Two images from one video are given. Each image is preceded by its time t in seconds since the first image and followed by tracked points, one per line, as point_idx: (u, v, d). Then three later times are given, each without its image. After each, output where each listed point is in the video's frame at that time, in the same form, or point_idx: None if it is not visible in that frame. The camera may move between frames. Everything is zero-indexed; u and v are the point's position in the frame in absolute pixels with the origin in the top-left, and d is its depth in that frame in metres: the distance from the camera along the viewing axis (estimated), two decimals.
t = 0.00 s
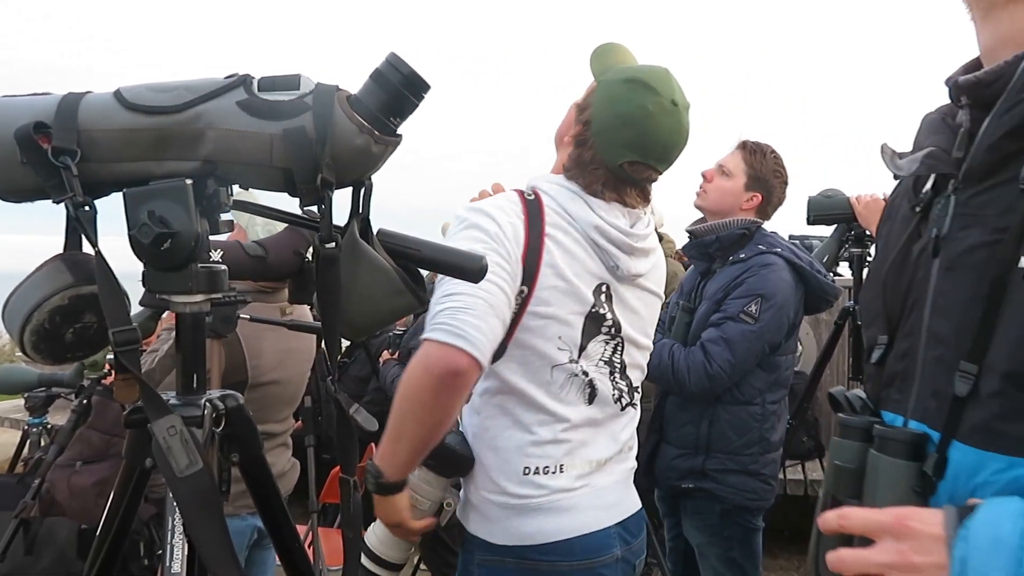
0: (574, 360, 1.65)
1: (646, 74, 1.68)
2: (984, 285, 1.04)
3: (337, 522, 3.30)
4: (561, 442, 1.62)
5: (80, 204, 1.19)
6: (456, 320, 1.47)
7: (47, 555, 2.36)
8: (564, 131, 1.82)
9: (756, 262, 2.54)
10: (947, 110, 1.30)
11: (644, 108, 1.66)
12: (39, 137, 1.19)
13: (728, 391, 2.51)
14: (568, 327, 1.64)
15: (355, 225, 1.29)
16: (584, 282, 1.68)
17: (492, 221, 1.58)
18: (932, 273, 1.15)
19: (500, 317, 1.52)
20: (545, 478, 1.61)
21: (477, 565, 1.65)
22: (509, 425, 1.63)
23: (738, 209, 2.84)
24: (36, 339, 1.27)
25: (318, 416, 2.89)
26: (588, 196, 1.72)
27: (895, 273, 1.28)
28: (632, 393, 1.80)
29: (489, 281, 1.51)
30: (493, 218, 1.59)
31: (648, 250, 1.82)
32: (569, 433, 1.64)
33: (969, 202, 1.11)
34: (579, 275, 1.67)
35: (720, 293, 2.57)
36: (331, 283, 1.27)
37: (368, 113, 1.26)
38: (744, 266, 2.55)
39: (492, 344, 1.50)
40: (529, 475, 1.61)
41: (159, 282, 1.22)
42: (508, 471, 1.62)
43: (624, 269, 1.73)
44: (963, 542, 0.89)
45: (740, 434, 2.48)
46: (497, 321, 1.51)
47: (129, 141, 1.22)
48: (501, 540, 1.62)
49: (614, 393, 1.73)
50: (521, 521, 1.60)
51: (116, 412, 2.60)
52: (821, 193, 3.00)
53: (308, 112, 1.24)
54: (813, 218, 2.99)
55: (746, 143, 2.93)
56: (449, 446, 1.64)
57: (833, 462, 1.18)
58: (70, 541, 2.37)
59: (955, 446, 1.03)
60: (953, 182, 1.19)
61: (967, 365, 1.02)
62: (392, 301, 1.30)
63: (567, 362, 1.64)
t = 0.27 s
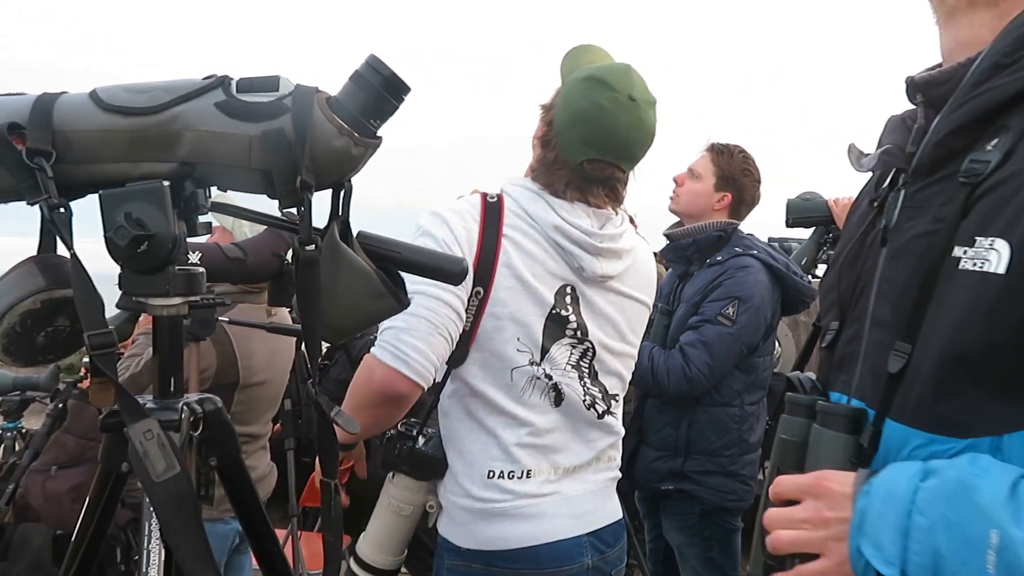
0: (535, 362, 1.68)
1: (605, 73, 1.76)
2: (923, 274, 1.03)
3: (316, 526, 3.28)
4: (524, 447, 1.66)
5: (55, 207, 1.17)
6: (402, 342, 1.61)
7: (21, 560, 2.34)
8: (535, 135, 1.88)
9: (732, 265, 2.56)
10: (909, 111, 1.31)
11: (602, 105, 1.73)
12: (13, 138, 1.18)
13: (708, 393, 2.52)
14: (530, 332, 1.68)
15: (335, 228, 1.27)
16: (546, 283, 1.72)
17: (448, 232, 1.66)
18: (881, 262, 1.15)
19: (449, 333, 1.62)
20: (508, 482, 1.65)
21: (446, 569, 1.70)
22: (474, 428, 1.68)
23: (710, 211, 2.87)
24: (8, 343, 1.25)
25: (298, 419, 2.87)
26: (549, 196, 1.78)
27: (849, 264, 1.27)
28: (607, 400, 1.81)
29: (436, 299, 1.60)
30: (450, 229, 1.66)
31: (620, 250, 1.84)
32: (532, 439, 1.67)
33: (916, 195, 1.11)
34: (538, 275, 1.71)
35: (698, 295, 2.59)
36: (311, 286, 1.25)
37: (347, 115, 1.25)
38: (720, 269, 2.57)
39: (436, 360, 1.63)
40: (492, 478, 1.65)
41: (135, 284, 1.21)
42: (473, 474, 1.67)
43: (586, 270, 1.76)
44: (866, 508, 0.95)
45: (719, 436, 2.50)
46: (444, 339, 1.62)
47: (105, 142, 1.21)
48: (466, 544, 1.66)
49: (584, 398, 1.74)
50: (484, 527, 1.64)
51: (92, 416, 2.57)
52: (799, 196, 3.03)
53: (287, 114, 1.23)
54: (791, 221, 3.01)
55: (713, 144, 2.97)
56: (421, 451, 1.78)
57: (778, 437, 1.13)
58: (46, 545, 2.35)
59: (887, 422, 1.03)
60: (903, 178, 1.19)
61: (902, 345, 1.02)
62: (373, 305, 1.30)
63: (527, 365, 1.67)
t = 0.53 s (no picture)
0: (516, 370, 1.68)
1: (569, 73, 1.80)
2: (875, 278, 0.99)
3: (296, 538, 3.26)
4: (507, 457, 1.66)
5: (32, 216, 1.16)
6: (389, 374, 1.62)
7: None
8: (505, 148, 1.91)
9: (710, 274, 2.57)
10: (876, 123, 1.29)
11: (571, 103, 1.76)
12: None
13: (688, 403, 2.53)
14: (510, 340, 1.68)
15: (317, 237, 1.28)
16: (525, 290, 1.72)
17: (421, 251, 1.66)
18: (837, 266, 1.09)
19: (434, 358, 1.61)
20: (494, 493, 1.65)
21: None
22: (457, 439, 1.69)
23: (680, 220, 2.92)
24: None
25: (280, 429, 2.85)
26: (524, 200, 1.79)
27: (813, 270, 1.23)
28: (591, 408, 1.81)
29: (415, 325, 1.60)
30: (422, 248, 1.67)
31: (599, 254, 1.86)
32: (516, 448, 1.67)
33: (870, 204, 1.04)
34: (516, 281, 1.71)
35: (676, 306, 2.60)
36: (294, 294, 1.26)
37: (329, 124, 1.25)
38: (699, 278, 2.59)
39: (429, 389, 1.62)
40: (477, 490, 1.65)
41: (114, 294, 1.20)
42: (458, 486, 1.66)
43: (568, 275, 1.76)
44: (791, 485, 0.95)
45: (700, 445, 2.51)
46: (432, 365, 1.61)
47: (84, 150, 1.20)
48: (452, 557, 1.66)
49: (568, 405, 1.74)
50: (470, 539, 1.64)
51: (70, 427, 2.53)
52: (779, 205, 3.05)
53: (268, 123, 1.22)
54: (772, 230, 3.04)
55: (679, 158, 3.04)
56: (406, 465, 1.75)
57: (739, 433, 1.10)
58: (22, 558, 2.32)
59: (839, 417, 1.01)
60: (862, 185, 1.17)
61: (854, 344, 0.99)
62: (354, 314, 1.29)
63: (509, 373, 1.68)
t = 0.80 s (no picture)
0: (519, 387, 1.71)
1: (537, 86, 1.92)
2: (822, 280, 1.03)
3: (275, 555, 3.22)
4: (508, 474, 1.68)
5: (9, 230, 1.14)
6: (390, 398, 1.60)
7: None
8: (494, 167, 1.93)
9: (689, 289, 2.59)
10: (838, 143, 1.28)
11: (558, 106, 1.88)
12: None
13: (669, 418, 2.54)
14: (513, 356, 1.70)
15: (297, 253, 1.26)
16: (526, 305, 1.75)
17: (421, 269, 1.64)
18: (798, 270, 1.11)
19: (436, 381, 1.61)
20: (495, 510, 1.66)
21: None
22: (457, 456, 1.68)
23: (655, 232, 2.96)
24: None
25: (259, 445, 2.83)
26: (523, 215, 1.83)
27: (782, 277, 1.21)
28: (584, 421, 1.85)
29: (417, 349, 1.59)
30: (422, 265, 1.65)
31: (591, 265, 1.92)
32: (516, 465, 1.70)
33: (829, 206, 1.09)
34: (520, 298, 1.74)
35: (656, 320, 2.61)
36: (273, 309, 1.25)
37: (311, 139, 1.24)
38: (677, 292, 2.60)
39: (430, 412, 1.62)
40: (479, 507, 1.66)
41: (91, 309, 1.19)
42: (458, 504, 1.66)
43: (570, 283, 1.83)
44: (738, 490, 0.98)
45: (680, 459, 2.51)
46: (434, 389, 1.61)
47: (62, 164, 1.19)
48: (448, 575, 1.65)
49: (565, 420, 1.78)
50: (471, 557, 1.64)
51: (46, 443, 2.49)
52: (758, 220, 3.08)
53: (249, 137, 1.22)
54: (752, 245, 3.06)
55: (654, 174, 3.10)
56: (402, 481, 1.69)
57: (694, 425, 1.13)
58: None
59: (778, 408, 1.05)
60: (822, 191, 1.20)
61: (798, 338, 1.03)
62: (334, 329, 1.29)
63: (512, 389, 1.70)
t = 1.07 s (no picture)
0: (530, 403, 1.72)
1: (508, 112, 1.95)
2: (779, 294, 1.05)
3: None
4: (517, 489, 1.69)
5: None
6: (417, 414, 1.55)
7: None
8: (483, 190, 1.91)
9: (669, 307, 2.60)
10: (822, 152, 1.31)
11: (535, 125, 1.94)
12: None
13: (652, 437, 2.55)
14: (525, 372, 1.71)
15: (277, 272, 1.27)
16: (536, 322, 1.76)
17: (443, 282, 1.61)
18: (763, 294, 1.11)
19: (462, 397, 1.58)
20: (505, 525, 1.67)
21: None
22: (468, 472, 1.66)
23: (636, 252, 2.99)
24: None
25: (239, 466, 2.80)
26: (525, 233, 1.84)
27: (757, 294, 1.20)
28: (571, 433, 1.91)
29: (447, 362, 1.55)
30: (445, 279, 1.61)
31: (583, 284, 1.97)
32: (524, 480, 1.71)
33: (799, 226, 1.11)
34: (532, 315, 1.75)
35: (636, 339, 2.62)
36: (252, 330, 1.24)
37: (290, 157, 1.25)
38: (658, 311, 2.62)
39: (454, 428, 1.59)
40: (491, 524, 1.65)
41: (69, 329, 1.18)
42: (470, 521, 1.64)
43: (571, 301, 1.87)
44: (674, 494, 1.02)
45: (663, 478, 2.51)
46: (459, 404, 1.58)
47: (40, 184, 1.18)
48: None
49: (561, 436, 1.82)
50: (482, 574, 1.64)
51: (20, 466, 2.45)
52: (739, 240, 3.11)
53: (229, 157, 1.22)
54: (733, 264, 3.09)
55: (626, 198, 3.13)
56: (414, 500, 1.63)
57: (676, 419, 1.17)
58: None
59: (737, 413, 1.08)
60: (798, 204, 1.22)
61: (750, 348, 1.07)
62: (314, 350, 1.28)
63: (524, 405, 1.71)
